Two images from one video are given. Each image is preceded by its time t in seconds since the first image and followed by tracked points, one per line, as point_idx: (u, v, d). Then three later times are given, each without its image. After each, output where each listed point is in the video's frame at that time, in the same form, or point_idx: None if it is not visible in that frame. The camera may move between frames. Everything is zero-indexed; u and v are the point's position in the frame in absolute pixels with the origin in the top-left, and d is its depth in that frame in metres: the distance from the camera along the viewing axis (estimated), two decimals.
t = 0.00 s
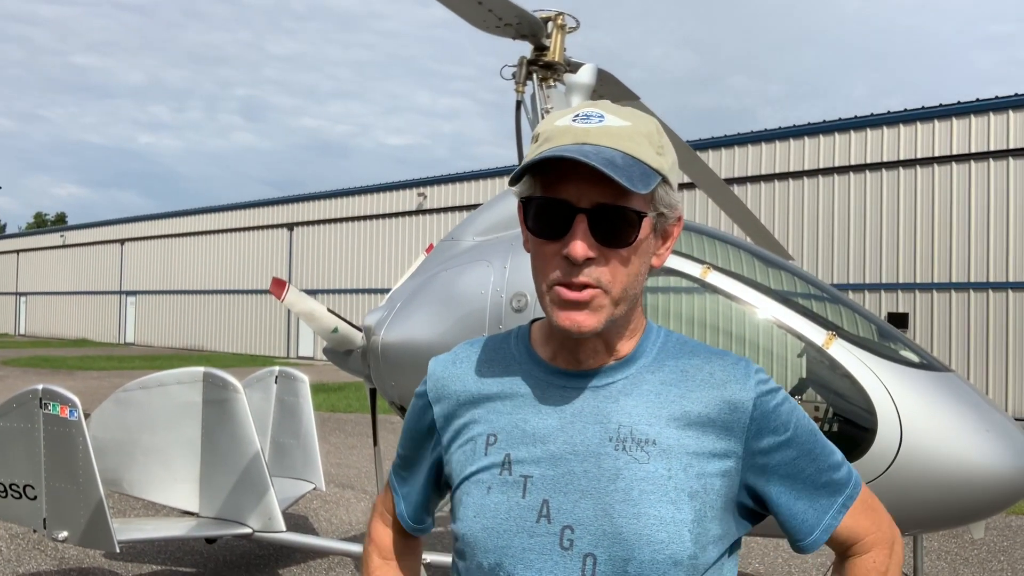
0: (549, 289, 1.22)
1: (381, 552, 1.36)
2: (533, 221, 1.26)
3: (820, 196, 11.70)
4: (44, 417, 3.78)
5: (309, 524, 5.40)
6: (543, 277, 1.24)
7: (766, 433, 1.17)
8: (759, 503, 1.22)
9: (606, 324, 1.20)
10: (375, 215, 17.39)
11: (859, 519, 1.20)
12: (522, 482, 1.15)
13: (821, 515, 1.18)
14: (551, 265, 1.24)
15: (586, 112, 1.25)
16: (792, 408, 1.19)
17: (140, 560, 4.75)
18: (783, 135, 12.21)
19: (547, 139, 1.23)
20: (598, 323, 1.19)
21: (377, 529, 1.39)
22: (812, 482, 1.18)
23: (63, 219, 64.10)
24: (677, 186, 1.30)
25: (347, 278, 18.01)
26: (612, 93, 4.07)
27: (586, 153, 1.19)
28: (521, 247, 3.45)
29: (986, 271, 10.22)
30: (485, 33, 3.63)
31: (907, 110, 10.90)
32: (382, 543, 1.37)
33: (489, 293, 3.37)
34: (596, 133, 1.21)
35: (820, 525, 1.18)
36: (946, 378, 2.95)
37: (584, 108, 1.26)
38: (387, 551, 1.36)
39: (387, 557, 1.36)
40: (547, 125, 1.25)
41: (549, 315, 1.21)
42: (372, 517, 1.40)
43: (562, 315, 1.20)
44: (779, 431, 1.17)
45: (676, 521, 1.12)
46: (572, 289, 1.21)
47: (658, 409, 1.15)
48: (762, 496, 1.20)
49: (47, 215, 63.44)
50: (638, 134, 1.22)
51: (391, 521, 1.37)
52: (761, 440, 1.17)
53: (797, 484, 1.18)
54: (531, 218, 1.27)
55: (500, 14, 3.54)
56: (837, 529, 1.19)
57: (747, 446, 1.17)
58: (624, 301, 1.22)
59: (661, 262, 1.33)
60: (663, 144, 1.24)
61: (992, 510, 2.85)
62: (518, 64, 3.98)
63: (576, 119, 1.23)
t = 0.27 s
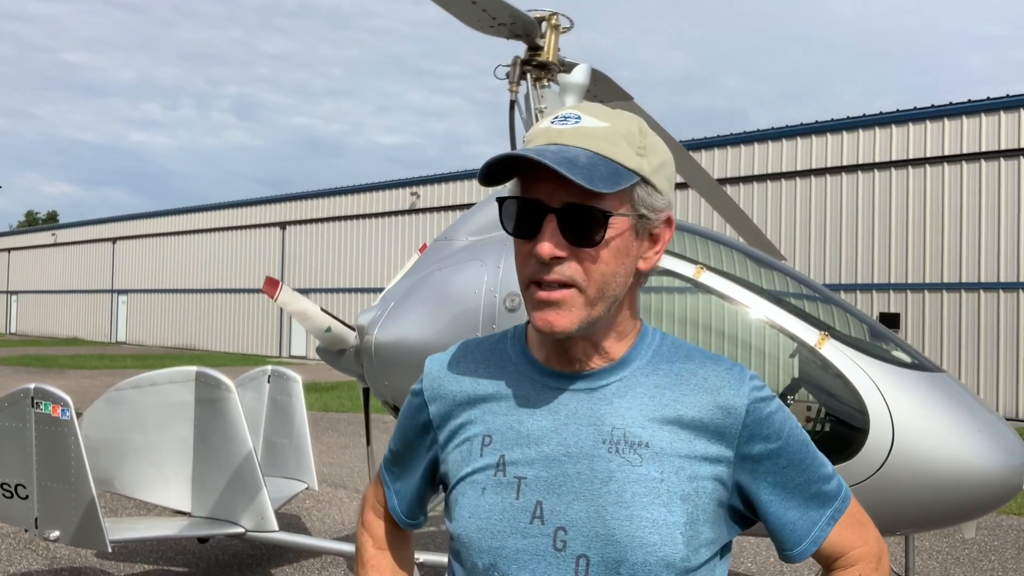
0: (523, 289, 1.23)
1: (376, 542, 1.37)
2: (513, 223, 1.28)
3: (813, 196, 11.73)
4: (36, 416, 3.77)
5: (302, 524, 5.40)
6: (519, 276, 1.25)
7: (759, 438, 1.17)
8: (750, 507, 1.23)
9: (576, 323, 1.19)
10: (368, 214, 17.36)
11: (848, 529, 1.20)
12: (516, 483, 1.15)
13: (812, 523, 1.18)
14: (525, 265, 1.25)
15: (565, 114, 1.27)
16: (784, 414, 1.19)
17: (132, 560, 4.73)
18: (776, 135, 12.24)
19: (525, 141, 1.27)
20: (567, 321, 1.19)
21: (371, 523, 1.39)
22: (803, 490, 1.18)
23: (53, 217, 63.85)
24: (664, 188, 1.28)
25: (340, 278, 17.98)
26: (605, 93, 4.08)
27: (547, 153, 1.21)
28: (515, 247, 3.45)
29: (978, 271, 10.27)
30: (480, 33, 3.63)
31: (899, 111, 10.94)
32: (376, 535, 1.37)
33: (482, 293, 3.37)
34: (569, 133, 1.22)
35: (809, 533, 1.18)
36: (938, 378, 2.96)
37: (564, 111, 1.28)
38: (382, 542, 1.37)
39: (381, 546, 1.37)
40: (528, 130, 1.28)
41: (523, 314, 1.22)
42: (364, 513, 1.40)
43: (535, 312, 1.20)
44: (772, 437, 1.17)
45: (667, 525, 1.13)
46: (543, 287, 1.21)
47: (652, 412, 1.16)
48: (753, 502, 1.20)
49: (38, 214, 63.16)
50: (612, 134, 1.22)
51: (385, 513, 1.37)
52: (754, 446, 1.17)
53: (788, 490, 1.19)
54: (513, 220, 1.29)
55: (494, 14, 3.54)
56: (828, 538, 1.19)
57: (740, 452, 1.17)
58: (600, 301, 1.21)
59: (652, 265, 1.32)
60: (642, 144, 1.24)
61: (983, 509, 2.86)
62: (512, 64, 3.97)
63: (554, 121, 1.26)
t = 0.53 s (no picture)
0: (534, 285, 1.23)
1: (366, 553, 1.37)
2: (520, 219, 1.27)
3: (808, 195, 11.75)
4: (31, 415, 3.76)
5: (297, 522, 5.39)
6: (529, 273, 1.24)
7: (751, 436, 1.17)
8: (742, 506, 1.23)
9: (591, 320, 1.20)
10: (364, 212, 17.35)
11: (840, 530, 1.21)
12: (510, 480, 1.15)
13: (805, 524, 1.19)
14: (537, 261, 1.24)
15: (572, 110, 1.25)
16: (777, 411, 1.19)
17: (127, 559, 4.72)
18: (771, 134, 12.26)
19: (532, 138, 1.24)
20: (582, 317, 1.19)
21: (362, 530, 1.39)
22: (795, 488, 1.19)
23: (48, 216, 63.69)
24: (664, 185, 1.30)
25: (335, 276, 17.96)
26: (600, 91, 4.08)
27: (573, 151, 1.20)
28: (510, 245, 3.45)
29: (972, 269, 10.30)
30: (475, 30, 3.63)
31: (894, 110, 10.97)
32: (367, 542, 1.37)
33: (478, 291, 3.38)
34: (581, 130, 1.21)
35: (801, 531, 1.19)
36: (932, 376, 2.97)
37: (570, 107, 1.26)
38: (372, 551, 1.37)
39: (372, 557, 1.36)
40: (533, 124, 1.25)
41: (535, 311, 1.22)
42: (355, 519, 1.39)
43: (547, 309, 1.20)
44: (764, 435, 1.18)
45: (661, 522, 1.13)
46: (557, 284, 1.21)
47: (646, 409, 1.16)
48: (746, 500, 1.20)
49: (32, 212, 63.01)
50: (622, 132, 1.22)
51: (376, 523, 1.37)
52: (747, 444, 1.17)
53: (781, 489, 1.19)
54: (519, 216, 1.27)
55: (490, 12, 3.54)
56: (820, 539, 1.19)
57: (733, 450, 1.18)
58: (609, 297, 1.22)
59: (648, 261, 1.33)
60: (648, 142, 1.24)
61: (977, 507, 2.87)
62: (508, 62, 3.97)
63: (562, 118, 1.24)
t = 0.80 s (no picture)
0: (536, 284, 1.22)
1: (359, 553, 1.36)
2: (522, 217, 1.26)
3: (807, 192, 11.74)
4: (29, 413, 3.76)
5: (296, 520, 5.39)
6: (531, 271, 1.23)
7: (745, 435, 1.17)
8: (736, 505, 1.22)
9: (594, 320, 1.20)
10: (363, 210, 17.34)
11: (832, 531, 1.20)
12: (505, 480, 1.15)
13: (797, 524, 1.18)
14: (541, 259, 1.24)
15: (576, 108, 1.24)
16: (771, 411, 1.19)
17: (126, 556, 4.73)
18: (770, 131, 12.24)
19: (537, 135, 1.22)
20: (585, 317, 1.19)
21: (355, 531, 1.38)
22: (789, 487, 1.18)
23: (47, 214, 63.66)
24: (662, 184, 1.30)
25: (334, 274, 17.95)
26: (599, 89, 4.07)
27: (583, 150, 1.19)
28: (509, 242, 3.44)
29: (972, 266, 10.30)
30: (474, 27, 3.62)
31: (893, 107, 10.96)
32: (360, 543, 1.37)
33: (476, 289, 3.37)
34: (588, 129, 1.20)
35: (794, 531, 1.18)
36: (931, 373, 2.97)
37: (574, 105, 1.25)
38: (366, 552, 1.36)
39: (366, 558, 1.36)
40: (536, 121, 1.24)
41: (537, 310, 1.21)
42: (348, 519, 1.39)
43: (550, 309, 1.20)
44: (758, 434, 1.17)
45: (655, 521, 1.12)
46: (560, 284, 1.20)
47: (640, 408, 1.15)
48: (739, 500, 1.20)
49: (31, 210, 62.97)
50: (628, 131, 1.21)
51: (369, 524, 1.37)
52: (740, 444, 1.17)
53: (775, 488, 1.18)
54: (521, 214, 1.26)
55: (488, 9, 3.53)
56: (813, 539, 1.19)
57: (727, 449, 1.17)
58: (610, 296, 1.22)
59: (645, 260, 1.33)
60: (650, 142, 1.24)
61: (976, 504, 2.86)
62: (506, 59, 3.96)
63: (567, 115, 1.22)
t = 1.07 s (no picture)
0: (533, 282, 1.22)
1: (351, 551, 1.36)
2: (518, 213, 1.25)
3: (807, 187, 11.72)
4: (28, 409, 3.76)
5: (295, 515, 5.39)
6: (527, 269, 1.23)
7: (740, 433, 1.16)
8: (729, 503, 1.22)
9: (590, 318, 1.20)
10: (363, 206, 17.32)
11: (826, 529, 1.20)
12: (499, 477, 1.15)
13: (791, 522, 1.18)
14: (537, 256, 1.23)
15: (573, 104, 1.23)
16: (765, 408, 1.19)
17: (126, 552, 4.73)
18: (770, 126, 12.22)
19: (533, 132, 1.21)
20: (581, 315, 1.19)
21: (346, 529, 1.38)
22: (783, 486, 1.18)
23: (48, 210, 63.63)
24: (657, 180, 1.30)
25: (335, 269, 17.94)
26: (598, 84, 4.06)
27: (580, 147, 1.18)
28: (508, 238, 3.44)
29: (972, 261, 10.30)
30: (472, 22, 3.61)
31: (894, 101, 10.94)
32: (351, 541, 1.36)
33: (475, 285, 3.36)
34: (584, 125, 1.19)
35: (789, 529, 1.18)
36: (931, 368, 2.96)
37: (570, 101, 1.24)
38: (357, 551, 1.36)
39: (357, 556, 1.36)
40: (532, 118, 1.23)
41: (533, 308, 1.21)
42: (340, 517, 1.39)
43: (546, 308, 1.19)
44: (753, 432, 1.17)
45: (649, 519, 1.12)
46: (557, 282, 1.20)
47: (634, 406, 1.15)
48: (734, 497, 1.20)
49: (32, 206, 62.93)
50: (625, 127, 1.21)
51: (361, 521, 1.36)
52: (735, 442, 1.17)
53: (769, 486, 1.18)
54: (517, 210, 1.26)
55: (486, 4, 3.52)
56: (806, 537, 1.19)
57: (721, 447, 1.17)
58: (607, 294, 1.22)
59: (642, 256, 1.33)
60: (647, 138, 1.23)
61: (977, 498, 2.86)
62: (505, 54, 3.95)
63: (563, 111, 1.21)
